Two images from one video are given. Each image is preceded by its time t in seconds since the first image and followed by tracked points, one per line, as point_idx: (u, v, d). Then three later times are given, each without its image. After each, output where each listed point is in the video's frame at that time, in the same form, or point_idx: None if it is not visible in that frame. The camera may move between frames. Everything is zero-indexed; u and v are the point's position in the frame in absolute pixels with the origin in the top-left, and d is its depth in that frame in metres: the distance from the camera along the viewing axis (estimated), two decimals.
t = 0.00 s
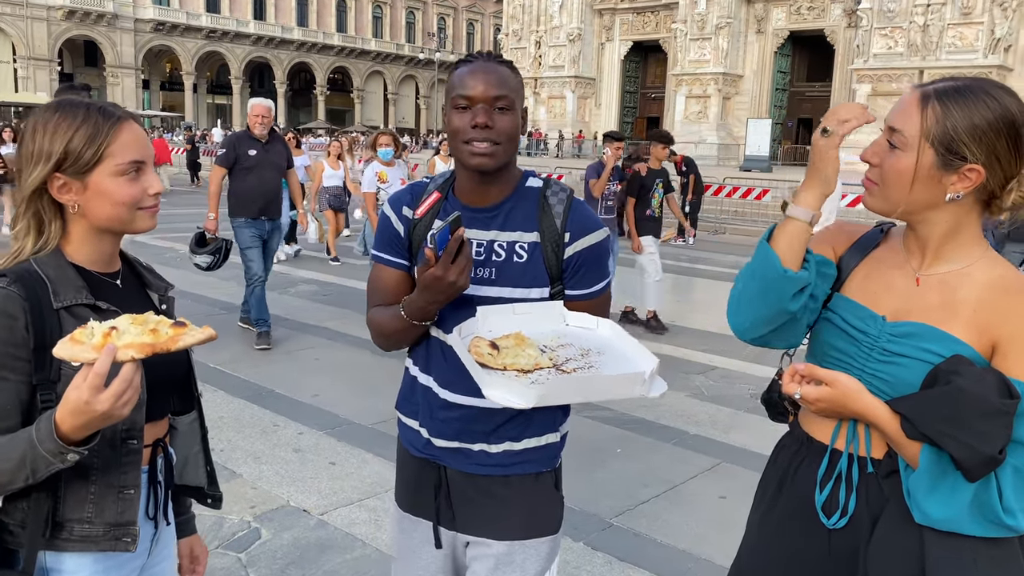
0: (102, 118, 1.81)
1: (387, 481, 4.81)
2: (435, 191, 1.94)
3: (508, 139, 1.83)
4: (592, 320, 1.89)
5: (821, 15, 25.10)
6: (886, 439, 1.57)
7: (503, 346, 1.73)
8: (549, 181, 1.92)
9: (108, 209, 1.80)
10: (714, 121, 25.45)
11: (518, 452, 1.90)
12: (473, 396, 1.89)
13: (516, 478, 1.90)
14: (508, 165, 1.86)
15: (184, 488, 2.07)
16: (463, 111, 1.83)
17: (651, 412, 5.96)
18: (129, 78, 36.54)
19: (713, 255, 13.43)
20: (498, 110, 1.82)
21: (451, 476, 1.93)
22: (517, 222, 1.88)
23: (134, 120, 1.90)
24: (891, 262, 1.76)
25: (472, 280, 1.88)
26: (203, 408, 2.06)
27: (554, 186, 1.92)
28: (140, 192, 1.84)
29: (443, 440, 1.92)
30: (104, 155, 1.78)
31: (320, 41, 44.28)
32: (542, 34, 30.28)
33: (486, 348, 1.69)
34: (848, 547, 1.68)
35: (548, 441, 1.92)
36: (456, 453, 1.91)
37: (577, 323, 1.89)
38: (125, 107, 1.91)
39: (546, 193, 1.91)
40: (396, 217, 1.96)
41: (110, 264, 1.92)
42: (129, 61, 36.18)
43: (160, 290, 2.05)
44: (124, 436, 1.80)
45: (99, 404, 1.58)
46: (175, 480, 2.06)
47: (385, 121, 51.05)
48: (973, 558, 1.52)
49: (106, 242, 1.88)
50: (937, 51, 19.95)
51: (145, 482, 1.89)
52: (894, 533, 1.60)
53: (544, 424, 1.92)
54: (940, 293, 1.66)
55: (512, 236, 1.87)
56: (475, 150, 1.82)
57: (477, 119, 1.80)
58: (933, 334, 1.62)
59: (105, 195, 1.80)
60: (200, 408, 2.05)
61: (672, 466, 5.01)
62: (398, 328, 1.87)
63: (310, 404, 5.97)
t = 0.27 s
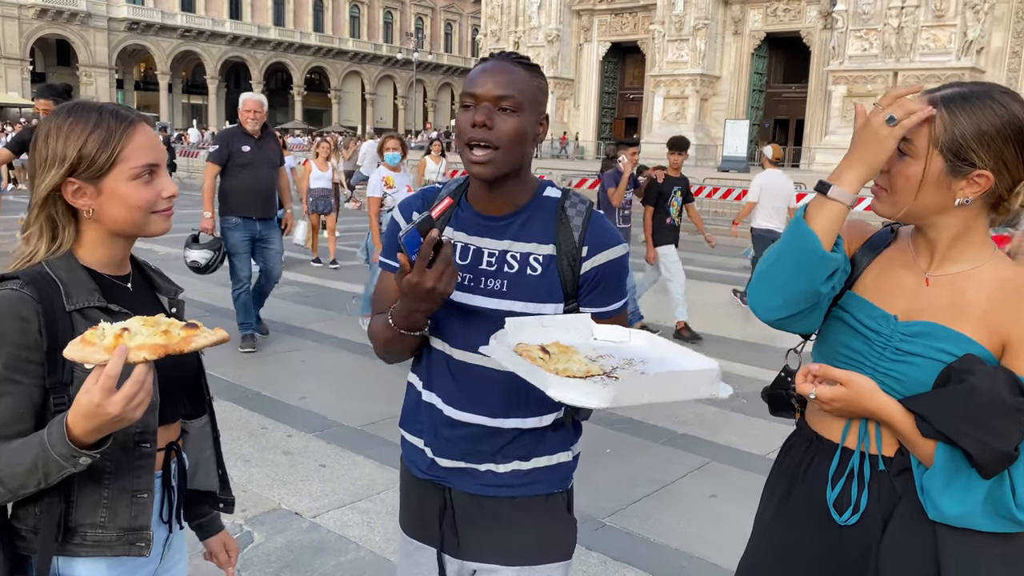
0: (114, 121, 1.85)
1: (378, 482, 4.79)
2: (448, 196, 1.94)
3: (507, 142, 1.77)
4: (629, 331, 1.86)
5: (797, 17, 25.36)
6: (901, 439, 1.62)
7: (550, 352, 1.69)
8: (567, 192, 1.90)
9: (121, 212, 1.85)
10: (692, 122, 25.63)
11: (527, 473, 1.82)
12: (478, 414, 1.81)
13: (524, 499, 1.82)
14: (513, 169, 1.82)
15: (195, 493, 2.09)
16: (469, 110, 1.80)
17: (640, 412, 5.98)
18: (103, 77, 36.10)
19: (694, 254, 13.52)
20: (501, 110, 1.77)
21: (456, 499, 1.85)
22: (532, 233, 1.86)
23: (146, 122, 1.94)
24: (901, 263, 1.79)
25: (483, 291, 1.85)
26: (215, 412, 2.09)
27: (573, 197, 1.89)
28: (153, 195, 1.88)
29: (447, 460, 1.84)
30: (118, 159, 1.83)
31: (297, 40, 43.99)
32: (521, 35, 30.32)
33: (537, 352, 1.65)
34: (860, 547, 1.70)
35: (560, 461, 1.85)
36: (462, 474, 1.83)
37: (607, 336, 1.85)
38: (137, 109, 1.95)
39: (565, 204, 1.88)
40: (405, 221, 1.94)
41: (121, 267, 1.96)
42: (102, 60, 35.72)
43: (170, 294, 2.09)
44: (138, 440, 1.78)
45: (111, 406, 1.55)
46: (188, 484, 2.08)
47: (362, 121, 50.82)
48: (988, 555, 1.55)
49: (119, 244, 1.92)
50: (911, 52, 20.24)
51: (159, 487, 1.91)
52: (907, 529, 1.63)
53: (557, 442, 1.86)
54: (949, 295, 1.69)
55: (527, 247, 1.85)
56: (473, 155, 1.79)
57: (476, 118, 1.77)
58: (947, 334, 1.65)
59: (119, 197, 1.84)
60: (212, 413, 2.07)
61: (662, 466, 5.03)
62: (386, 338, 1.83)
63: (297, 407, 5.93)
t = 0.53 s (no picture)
0: (121, 121, 1.84)
1: (370, 483, 4.78)
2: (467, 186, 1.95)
3: (529, 131, 1.79)
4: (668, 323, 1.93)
5: (775, 19, 25.59)
6: (910, 434, 1.67)
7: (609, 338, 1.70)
8: (593, 184, 1.91)
9: (125, 213, 1.84)
10: (672, 124, 25.80)
11: (550, 482, 1.82)
12: (499, 418, 1.82)
13: (547, 510, 1.82)
14: (532, 157, 1.82)
15: (207, 495, 2.14)
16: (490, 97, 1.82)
17: (629, 411, 6.03)
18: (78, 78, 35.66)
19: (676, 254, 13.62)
20: (523, 97, 1.78)
21: (473, 506, 1.85)
22: (556, 226, 1.88)
23: (153, 123, 1.93)
24: (904, 260, 1.84)
25: (504, 284, 1.86)
26: (225, 413, 2.15)
27: (599, 189, 1.90)
28: (158, 197, 1.87)
29: (464, 467, 1.84)
30: (122, 160, 1.82)
31: (275, 41, 43.70)
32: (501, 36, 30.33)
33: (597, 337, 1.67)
34: (867, 539, 1.75)
35: (583, 469, 1.86)
36: (481, 482, 1.83)
37: (643, 331, 1.88)
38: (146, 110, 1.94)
39: (591, 197, 1.89)
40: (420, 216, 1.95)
41: (132, 267, 1.96)
42: (78, 61, 35.28)
43: (181, 295, 2.09)
44: (151, 439, 1.81)
45: (122, 404, 1.54)
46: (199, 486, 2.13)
47: (342, 122, 50.58)
48: (992, 546, 1.61)
49: (128, 246, 1.92)
50: (887, 55, 20.51)
51: (173, 488, 1.99)
52: (912, 520, 1.69)
53: (578, 450, 1.88)
54: (953, 291, 1.75)
55: (551, 240, 1.86)
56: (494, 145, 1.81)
57: (497, 105, 1.78)
58: (953, 330, 1.70)
59: (123, 198, 1.83)
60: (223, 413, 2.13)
61: (652, 465, 5.08)
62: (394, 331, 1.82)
63: (287, 408, 5.91)
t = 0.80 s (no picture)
0: (120, 124, 1.83)
1: (360, 484, 4.77)
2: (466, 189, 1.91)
3: (548, 129, 1.80)
4: (668, 334, 1.98)
5: (756, 20, 25.75)
6: (904, 427, 1.69)
7: (612, 365, 1.71)
8: (598, 187, 1.93)
9: (121, 216, 1.83)
10: (655, 124, 25.90)
11: (562, 490, 1.83)
12: (509, 425, 1.81)
13: (557, 518, 1.82)
14: (548, 159, 1.83)
15: (206, 495, 2.13)
16: (502, 95, 1.81)
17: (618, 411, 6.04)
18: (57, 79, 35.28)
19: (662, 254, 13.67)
20: (539, 95, 1.79)
21: (484, 517, 1.84)
22: (563, 228, 1.88)
23: (154, 125, 1.92)
24: (895, 256, 1.87)
25: (511, 289, 1.85)
26: (224, 412, 2.15)
27: (604, 192, 1.92)
28: (155, 201, 1.85)
29: (474, 478, 1.82)
30: (120, 163, 1.81)
31: (257, 42, 43.45)
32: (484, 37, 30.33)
33: (600, 368, 1.68)
34: (862, 531, 1.77)
35: (594, 476, 1.87)
36: (491, 493, 1.82)
37: (643, 340, 1.95)
38: (148, 112, 1.93)
39: (597, 198, 1.91)
40: (418, 219, 1.90)
41: (131, 267, 1.95)
42: (56, 61, 34.91)
43: (180, 295, 2.08)
44: (151, 439, 1.80)
45: (128, 402, 1.53)
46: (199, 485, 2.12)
47: (324, 123, 50.37)
48: (985, 536, 1.65)
49: (127, 247, 1.91)
50: (868, 56, 20.72)
51: (173, 488, 1.98)
52: (907, 511, 1.72)
53: (588, 457, 1.88)
54: (945, 285, 1.77)
55: (559, 243, 1.87)
56: (513, 143, 1.79)
57: (515, 105, 1.77)
58: (947, 324, 1.73)
59: (120, 200, 1.82)
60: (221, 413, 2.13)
61: (642, 463, 5.10)
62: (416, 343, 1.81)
63: (275, 409, 5.89)
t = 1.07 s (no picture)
0: (115, 127, 1.84)
1: (355, 486, 4.77)
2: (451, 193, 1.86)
3: (540, 132, 1.77)
4: (663, 327, 1.98)
5: (745, 22, 25.90)
6: (900, 424, 1.72)
7: (616, 350, 1.71)
8: (586, 186, 1.92)
9: (111, 218, 1.83)
10: (644, 126, 25.97)
11: (561, 497, 1.80)
12: (506, 435, 1.76)
13: (557, 527, 1.79)
14: (540, 160, 1.80)
15: (205, 498, 2.14)
16: (491, 98, 1.77)
17: (611, 412, 6.07)
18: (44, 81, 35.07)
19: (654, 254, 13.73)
20: (531, 97, 1.76)
21: (483, 529, 1.78)
22: (555, 231, 1.85)
23: (152, 131, 1.92)
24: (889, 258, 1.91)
25: (506, 296, 1.80)
26: (222, 416, 2.16)
27: (592, 192, 1.91)
28: (144, 205, 1.84)
29: (472, 490, 1.77)
30: (111, 165, 1.81)
31: (246, 44, 43.31)
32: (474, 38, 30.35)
33: (604, 350, 1.67)
34: (859, 530, 1.80)
35: (590, 481, 1.84)
36: (491, 504, 1.77)
37: (638, 334, 1.91)
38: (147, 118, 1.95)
39: (586, 199, 1.90)
40: (403, 224, 1.82)
41: (127, 270, 1.95)
42: (44, 63, 34.70)
43: (178, 298, 2.09)
44: (147, 442, 1.81)
45: (125, 403, 1.54)
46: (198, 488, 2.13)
47: (314, 125, 50.27)
48: (980, 532, 1.68)
49: (121, 250, 1.91)
50: (855, 58, 20.87)
51: (170, 491, 1.99)
52: (903, 509, 1.74)
53: (583, 460, 1.86)
54: (937, 285, 1.81)
55: (552, 246, 1.83)
56: (505, 146, 1.76)
57: (506, 107, 1.74)
58: (939, 323, 1.75)
59: (110, 203, 1.82)
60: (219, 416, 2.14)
61: (635, 463, 5.12)
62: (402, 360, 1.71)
63: (269, 412, 5.88)
